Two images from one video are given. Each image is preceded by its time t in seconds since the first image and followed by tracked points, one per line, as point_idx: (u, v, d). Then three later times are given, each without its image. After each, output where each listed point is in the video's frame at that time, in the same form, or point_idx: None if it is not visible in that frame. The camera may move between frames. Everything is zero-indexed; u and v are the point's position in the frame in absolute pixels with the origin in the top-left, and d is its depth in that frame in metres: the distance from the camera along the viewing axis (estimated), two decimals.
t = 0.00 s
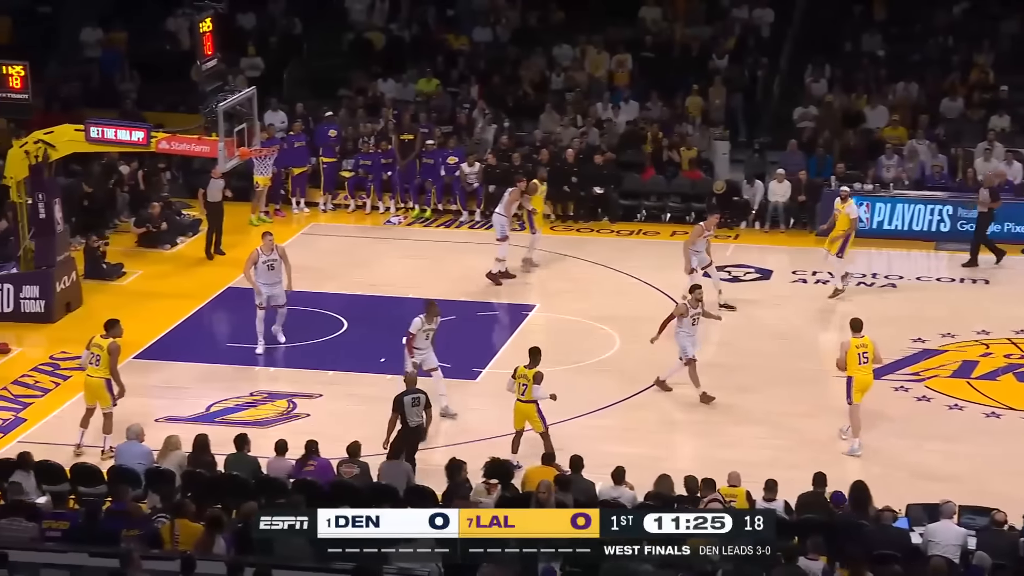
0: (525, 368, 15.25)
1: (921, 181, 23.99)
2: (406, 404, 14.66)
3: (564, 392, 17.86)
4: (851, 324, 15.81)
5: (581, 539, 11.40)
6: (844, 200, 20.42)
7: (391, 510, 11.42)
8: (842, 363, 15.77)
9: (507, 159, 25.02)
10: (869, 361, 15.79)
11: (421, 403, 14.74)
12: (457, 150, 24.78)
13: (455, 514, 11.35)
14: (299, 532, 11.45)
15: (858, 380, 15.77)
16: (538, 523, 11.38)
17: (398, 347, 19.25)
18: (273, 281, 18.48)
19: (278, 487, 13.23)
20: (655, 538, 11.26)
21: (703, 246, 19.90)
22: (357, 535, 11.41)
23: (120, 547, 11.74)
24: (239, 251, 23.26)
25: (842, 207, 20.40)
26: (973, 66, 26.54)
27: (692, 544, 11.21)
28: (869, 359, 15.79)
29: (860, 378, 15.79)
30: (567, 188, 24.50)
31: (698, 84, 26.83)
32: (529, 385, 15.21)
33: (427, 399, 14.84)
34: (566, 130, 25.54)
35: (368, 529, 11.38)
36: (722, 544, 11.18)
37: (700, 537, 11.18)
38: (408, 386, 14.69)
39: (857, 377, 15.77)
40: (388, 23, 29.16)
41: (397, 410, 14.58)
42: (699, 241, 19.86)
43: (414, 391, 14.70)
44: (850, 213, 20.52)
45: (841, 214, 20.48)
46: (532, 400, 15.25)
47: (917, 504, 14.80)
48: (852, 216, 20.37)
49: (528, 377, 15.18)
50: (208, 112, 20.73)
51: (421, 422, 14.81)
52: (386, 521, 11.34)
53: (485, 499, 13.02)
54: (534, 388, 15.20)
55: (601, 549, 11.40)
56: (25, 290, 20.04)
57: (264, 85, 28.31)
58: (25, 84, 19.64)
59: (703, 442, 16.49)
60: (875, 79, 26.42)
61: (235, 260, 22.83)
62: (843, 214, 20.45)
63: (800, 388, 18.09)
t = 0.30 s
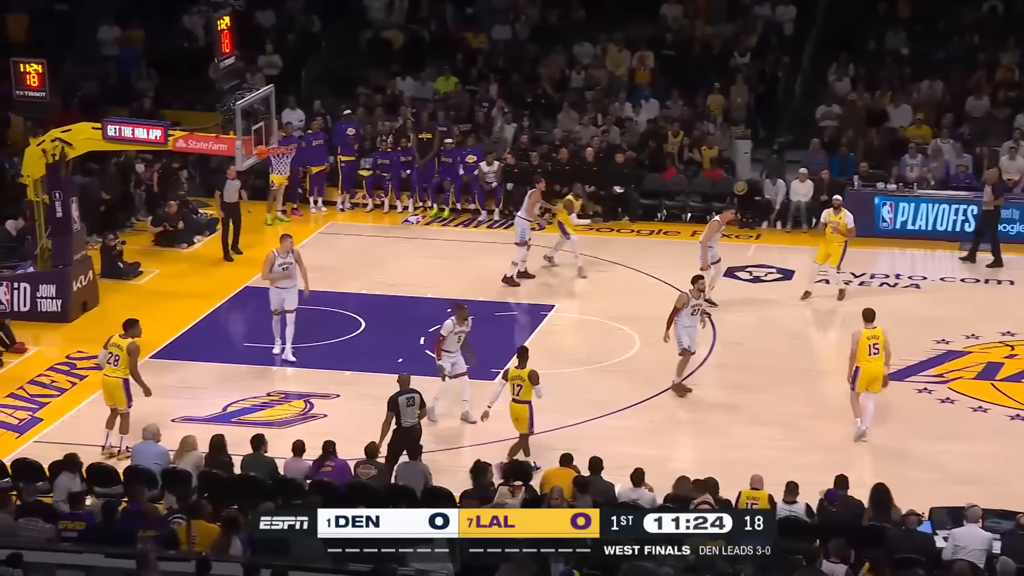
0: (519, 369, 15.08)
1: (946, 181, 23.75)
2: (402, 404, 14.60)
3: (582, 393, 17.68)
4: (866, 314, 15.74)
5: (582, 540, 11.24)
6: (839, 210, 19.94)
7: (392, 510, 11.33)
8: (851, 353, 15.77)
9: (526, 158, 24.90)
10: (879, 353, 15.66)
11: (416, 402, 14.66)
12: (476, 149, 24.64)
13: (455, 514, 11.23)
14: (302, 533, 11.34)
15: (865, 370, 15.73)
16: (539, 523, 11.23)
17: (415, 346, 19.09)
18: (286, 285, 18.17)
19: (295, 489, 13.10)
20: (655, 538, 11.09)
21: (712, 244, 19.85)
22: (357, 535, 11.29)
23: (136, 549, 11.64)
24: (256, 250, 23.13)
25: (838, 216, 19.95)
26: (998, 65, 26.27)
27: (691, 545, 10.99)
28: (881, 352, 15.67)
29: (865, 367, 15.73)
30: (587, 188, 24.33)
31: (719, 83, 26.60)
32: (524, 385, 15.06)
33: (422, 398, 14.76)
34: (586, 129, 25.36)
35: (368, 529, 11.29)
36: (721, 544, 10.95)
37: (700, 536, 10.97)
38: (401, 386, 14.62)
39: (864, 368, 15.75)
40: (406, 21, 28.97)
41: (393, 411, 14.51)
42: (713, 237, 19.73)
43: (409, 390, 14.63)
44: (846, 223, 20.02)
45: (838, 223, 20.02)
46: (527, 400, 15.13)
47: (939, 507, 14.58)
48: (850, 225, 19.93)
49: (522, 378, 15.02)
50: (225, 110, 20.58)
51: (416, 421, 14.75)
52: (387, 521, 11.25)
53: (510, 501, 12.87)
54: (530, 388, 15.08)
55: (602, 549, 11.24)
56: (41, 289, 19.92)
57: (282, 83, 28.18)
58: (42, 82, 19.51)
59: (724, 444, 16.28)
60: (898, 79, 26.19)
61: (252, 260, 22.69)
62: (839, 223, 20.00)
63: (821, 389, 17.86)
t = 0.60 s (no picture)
0: (505, 371, 14.87)
1: (960, 182, 23.54)
2: (395, 403, 14.55)
3: (592, 393, 17.50)
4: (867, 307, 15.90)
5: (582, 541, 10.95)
6: (846, 205, 19.72)
7: (392, 509, 10.90)
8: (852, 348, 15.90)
9: (536, 157, 24.76)
10: (877, 346, 15.75)
11: (409, 400, 14.61)
12: (486, 147, 24.49)
13: (455, 513, 10.84)
14: (303, 533, 11.11)
15: (863, 364, 15.86)
16: (538, 523, 10.91)
17: (423, 347, 18.92)
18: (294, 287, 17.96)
19: (302, 490, 12.93)
20: (655, 538, 10.75)
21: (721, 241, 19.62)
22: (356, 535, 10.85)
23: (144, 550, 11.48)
24: (264, 250, 22.97)
25: (845, 210, 19.71)
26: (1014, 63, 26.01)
27: (691, 544, 10.69)
28: (879, 346, 15.76)
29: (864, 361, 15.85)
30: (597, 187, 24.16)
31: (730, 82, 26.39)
32: (508, 388, 14.87)
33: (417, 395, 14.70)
34: (597, 128, 25.18)
35: (368, 529, 10.85)
36: (721, 544, 10.66)
37: (700, 535, 10.66)
38: (395, 385, 14.57)
39: (863, 362, 15.87)
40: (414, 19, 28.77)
41: (385, 409, 14.46)
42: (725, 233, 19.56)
43: (402, 389, 14.57)
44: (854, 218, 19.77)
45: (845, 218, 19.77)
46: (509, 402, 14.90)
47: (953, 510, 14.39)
48: (857, 219, 19.69)
49: (507, 380, 14.83)
50: (233, 108, 20.42)
51: (410, 419, 14.69)
52: (387, 521, 10.82)
53: (523, 502, 12.77)
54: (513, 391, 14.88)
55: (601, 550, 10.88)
56: (47, 289, 19.78)
57: (290, 80, 28.04)
58: (49, 80, 19.34)
59: (735, 445, 16.09)
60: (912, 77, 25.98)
61: (260, 259, 22.54)
62: (846, 218, 19.75)
63: (833, 390, 17.66)
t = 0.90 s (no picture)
0: (485, 372, 14.52)
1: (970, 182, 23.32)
2: (394, 403, 14.37)
3: (599, 394, 17.32)
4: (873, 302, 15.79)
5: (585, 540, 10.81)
6: (864, 213, 19.48)
7: (392, 509, 10.68)
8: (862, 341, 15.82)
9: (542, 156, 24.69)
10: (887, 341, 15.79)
11: (407, 401, 14.39)
12: (491, 146, 24.33)
13: (455, 513, 10.69)
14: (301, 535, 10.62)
15: (875, 359, 15.80)
16: (540, 522, 10.72)
17: (428, 347, 18.74)
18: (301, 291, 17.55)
19: (307, 492, 12.75)
20: (655, 538, 10.57)
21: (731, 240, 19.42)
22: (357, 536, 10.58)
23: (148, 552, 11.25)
24: (268, 249, 22.81)
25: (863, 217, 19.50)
26: None
27: (691, 545, 10.48)
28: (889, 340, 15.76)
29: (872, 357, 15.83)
30: (604, 186, 23.97)
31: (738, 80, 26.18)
32: (490, 388, 14.52)
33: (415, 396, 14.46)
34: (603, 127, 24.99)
35: (368, 529, 10.57)
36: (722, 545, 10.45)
37: (700, 537, 10.44)
38: (399, 384, 14.36)
39: (874, 357, 15.81)
40: (420, 17, 28.55)
41: (382, 409, 14.29)
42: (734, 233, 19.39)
43: (401, 389, 14.37)
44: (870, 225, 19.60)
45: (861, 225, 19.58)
46: (494, 402, 14.59)
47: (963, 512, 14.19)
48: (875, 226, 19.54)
49: (488, 381, 14.48)
50: (237, 106, 20.21)
51: (411, 420, 14.45)
52: (387, 521, 10.59)
53: (529, 501, 12.70)
54: (497, 393, 14.53)
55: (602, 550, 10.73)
56: (50, 288, 19.62)
57: (294, 79, 27.89)
58: (51, 78, 19.18)
59: (743, 446, 15.90)
60: (921, 75, 25.76)
61: (264, 258, 22.37)
62: (863, 225, 19.54)
63: (842, 391, 17.47)
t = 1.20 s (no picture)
0: (461, 369, 14.45)
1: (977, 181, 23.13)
2: (406, 406, 14.12)
3: (602, 395, 17.15)
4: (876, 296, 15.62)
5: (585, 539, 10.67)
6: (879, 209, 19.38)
7: (391, 509, 10.60)
8: (867, 335, 15.69)
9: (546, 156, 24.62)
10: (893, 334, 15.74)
11: (418, 405, 14.14)
12: (494, 145, 24.17)
13: (455, 514, 10.54)
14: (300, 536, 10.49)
15: (880, 352, 15.68)
16: (539, 523, 10.57)
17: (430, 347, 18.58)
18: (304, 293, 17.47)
19: (308, 494, 12.58)
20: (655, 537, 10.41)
21: (739, 244, 19.36)
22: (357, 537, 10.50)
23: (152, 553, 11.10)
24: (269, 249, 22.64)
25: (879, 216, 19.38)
26: None
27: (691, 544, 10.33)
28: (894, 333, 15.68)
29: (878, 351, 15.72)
30: (607, 185, 23.80)
31: (743, 79, 25.98)
32: (467, 385, 14.46)
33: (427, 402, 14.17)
34: (606, 126, 24.83)
35: (368, 529, 10.50)
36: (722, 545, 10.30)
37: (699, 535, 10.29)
38: (415, 386, 14.10)
39: (880, 350, 15.69)
40: (421, 15, 28.31)
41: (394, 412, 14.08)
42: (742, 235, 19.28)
43: (415, 392, 14.10)
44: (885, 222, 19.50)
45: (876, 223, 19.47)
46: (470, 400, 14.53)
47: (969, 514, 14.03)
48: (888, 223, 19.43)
49: (465, 378, 14.41)
50: (237, 105, 19.98)
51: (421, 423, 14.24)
52: (387, 521, 10.50)
53: (529, 501, 12.56)
54: (473, 389, 14.48)
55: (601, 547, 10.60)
56: (49, 288, 19.46)
57: (295, 77, 27.73)
58: (51, 75, 19.01)
59: (747, 447, 15.74)
60: (926, 74, 25.59)
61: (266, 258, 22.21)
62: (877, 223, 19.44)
63: (847, 392, 17.30)
